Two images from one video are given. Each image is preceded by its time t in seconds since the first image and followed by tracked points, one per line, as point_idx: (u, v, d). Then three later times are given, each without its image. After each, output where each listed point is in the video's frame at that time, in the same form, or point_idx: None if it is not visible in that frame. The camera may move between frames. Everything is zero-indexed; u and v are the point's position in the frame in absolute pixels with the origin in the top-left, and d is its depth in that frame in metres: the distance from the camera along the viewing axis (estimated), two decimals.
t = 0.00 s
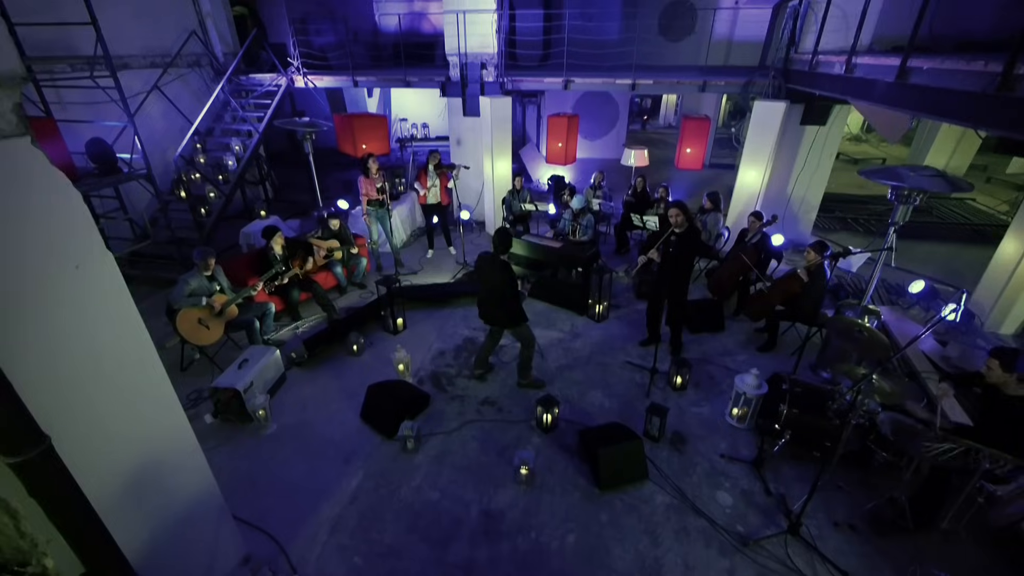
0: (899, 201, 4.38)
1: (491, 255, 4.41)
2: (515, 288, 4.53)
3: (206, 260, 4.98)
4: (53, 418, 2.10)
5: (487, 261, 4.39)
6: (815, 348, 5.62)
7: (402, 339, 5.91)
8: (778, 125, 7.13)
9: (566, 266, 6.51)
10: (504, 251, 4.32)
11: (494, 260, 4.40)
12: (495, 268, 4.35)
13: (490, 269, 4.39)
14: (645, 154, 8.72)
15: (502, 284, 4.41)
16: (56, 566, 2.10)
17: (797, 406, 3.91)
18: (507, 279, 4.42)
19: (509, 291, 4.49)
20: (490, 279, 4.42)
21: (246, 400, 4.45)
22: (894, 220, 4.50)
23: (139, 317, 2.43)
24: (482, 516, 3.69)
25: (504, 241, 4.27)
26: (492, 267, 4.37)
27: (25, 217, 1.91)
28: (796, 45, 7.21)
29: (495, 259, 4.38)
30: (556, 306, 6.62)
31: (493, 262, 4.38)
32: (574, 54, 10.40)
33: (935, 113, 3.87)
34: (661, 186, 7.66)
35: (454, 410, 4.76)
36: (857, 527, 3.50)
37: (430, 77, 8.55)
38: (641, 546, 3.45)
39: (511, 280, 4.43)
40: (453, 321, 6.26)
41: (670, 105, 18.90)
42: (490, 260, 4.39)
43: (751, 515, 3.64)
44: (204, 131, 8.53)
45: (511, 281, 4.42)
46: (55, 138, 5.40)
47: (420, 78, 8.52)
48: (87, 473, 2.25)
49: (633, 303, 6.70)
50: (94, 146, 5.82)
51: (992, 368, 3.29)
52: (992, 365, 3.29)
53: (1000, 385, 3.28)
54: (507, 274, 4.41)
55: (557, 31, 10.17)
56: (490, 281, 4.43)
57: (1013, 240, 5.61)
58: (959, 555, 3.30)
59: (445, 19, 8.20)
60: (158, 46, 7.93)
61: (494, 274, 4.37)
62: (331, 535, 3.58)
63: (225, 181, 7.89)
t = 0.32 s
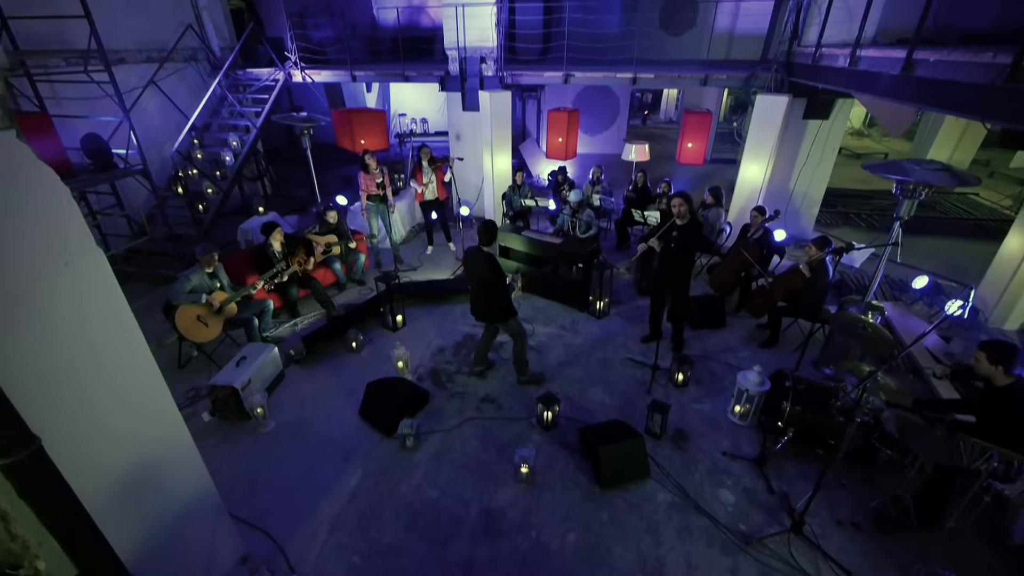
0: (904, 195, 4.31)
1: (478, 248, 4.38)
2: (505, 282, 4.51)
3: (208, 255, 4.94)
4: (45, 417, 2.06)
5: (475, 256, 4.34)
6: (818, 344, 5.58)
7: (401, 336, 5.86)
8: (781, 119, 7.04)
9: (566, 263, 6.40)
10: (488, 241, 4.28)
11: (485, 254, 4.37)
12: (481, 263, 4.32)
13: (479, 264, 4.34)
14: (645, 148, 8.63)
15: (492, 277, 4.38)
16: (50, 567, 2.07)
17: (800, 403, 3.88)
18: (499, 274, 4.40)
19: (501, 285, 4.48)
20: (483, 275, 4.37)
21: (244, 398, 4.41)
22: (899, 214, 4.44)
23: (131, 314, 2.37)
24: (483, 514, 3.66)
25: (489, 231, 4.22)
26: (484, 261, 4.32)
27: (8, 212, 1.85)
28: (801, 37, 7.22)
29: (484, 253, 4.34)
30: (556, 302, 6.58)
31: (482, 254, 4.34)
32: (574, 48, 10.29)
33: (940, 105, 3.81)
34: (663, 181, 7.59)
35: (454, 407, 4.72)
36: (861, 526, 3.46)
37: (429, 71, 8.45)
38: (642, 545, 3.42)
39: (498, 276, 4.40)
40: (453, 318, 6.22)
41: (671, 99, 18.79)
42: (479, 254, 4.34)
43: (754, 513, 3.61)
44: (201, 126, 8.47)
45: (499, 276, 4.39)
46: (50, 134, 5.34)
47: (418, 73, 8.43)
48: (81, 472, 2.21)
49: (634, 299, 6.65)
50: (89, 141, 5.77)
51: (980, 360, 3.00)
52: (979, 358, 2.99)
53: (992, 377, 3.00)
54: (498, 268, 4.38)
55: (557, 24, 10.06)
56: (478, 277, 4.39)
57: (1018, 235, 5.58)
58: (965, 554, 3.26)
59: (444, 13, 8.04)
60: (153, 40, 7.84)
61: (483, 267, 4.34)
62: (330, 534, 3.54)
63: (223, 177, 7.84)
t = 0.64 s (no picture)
0: (907, 187, 4.25)
1: (470, 235, 4.30)
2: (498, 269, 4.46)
3: (201, 248, 4.90)
4: (28, 414, 2.00)
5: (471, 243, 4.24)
6: (819, 339, 5.54)
7: (398, 331, 5.80)
8: (782, 111, 6.96)
9: (566, 257, 6.25)
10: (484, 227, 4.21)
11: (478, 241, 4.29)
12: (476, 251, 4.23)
13: (476, 254, 4.26)
14: (645, 141, 8.55)
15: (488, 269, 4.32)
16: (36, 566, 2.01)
17: (802, 399, 3.85)
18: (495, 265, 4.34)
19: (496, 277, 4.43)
20: (480, 265, 4.31)
21: (240, 393, 4.36)
22: (902, 207, 4.38)
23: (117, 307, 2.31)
24: (481, 510, 3.62)
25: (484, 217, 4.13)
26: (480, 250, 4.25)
27: None
28: (802, 29, 7.05)
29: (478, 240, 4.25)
30: (555, 296, 6.54)
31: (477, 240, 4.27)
32: (573, 39, 10.17)
33: (944, 96, 3.76)
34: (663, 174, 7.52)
35: (452, 402, 4.67)
36: (862, 522, 3.43)
37: (426, 62, 8.34)
38: (642, 541, 3.38)
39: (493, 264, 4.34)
40: (451, 312, 6.16)
41: (671, 92, 18.65)
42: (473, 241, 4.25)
43: (754, 509, 3.58)
44: (196, 118, 8.37)
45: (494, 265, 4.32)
46: (41, 124, 5.24)
47: (416, 64, 8.34)
48: (69, 469, 2.17)
49: (634, 293, 6.60)
50: (81, 132, 5.66)
51: (988, 357, 2.99)
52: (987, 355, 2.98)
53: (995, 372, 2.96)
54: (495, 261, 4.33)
55: (557, 15, 9.93)
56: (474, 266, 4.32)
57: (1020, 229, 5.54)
58: (967, 550, 3.23)
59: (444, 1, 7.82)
60: (146, 30, 7.72)
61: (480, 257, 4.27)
62: (326, 530, 3.50)
63: (218, 170, 7.75)
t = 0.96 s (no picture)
0: (913, 176, 4.17)
1: (474, 216, 4.28)
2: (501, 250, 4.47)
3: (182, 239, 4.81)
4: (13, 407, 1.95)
5: (478, 228, 4.21)
6: (820, 330, 5.50)
7: (396, 322, 5.74)
8: (785, 99, 6.85)
9: (565, 248, 6.18)
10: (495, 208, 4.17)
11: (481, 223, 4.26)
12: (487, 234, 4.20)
13: (484, 238, 4.23)
14: (645, 131, 8.44)
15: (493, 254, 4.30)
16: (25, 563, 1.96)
17: (804, 390, 3.81)
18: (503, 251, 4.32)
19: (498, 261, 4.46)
20: (487, 248, 4.28)
21: (234, 384, 4.30)
22: (907, 196, 4.30)
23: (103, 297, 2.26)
24: (479, 502, 3.59)
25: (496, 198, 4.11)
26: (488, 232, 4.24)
27: None
28: (806, 15, 6.84)
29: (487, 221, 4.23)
30: (554, 287, 6.48)
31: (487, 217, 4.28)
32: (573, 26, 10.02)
33: (953, 81, 3.68)
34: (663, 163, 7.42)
35: (450, 394, 4.63)
36: (863, 513, 3.41)
37: (424, 50, 8.20)
38: (641, 533, 3.35)
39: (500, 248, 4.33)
40: (449, 303, 6.11)
41: (672, 81, 18.47)
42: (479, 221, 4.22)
43: (755, 501, 3.55)
44: (190, 106, 8.25)
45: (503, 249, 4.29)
46: (29, 111, 5.13)
47: (413, 51, 8.21)
48: (57, 462, 2.12)
49: (634, 284, 6.54)
50: (70, 120, 5.55)
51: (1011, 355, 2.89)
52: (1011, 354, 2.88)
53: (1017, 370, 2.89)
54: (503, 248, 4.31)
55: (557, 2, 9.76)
56: (480, 250, 4.29)
57: None
58: (968, 541, 3.22)
59: None
60: (138, 17, 7.56)
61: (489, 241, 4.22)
62: (323, 523, 3.47)
63: (212, 159, 7.65)
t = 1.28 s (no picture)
0: (920, 162, 4.10)
1: (493, 212, 4.24)
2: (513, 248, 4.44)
3: (170, 233, 4.73)
4: None
5: (490, 222, 4.20)
6: (824, 321, 5.44)
7: (395, 314, 5.69)
8: (789, 87, 6.74)
9: (565, 239, 6.06)
10: (513, 205, 4.14)
11: (497, 218, 4.24)
12: (499, 231, 4.17)
13: (495, 234, 4.20)
14: (646, 120, 8.34)
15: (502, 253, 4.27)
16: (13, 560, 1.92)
17: (808, 381, 3.78)
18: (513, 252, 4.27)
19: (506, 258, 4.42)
20: (496, 244, 4.26)
21: (232, 377, 4.24)
22: (914, 182, 4.22)
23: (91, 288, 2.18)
24: (479, 495, 3.55)
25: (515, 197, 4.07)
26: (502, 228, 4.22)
27: None
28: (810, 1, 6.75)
29: (503, 217, 4.20)
30: (555, 279, 6.43)
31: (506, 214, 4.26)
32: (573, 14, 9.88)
33: (961, 65, 3.61)
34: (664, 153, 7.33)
35: (450, 386, 4.59)
36: (868, 504, 3.37)
37: (421, 38, 8.06)
38: (644, 526, 3.31)
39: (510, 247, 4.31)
40: (448, 295, 6.04)
41: (673, 71, 18.29)
42: (495, 216, 4.21)
43: (758, 493, 3.51)
44: (185, 97, 8.15)
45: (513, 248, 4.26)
46: (19, 100, 5.03)
47: (410, 40, 8.09)
48: (44, 457, 2.07)
49: (635, 275, 6.47)
50: (61, 109, 5.44)
51: None
52: None
53: None
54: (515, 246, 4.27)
55: None
56: (489, 246, 4.26)
57: None
58: (974, 532, 3.18)
59: None
60: (130, 5, 7.42)
61: (499, 238, 4.19)
62: (322, 516, 3.43)
63: (207, 151, 7.56)
